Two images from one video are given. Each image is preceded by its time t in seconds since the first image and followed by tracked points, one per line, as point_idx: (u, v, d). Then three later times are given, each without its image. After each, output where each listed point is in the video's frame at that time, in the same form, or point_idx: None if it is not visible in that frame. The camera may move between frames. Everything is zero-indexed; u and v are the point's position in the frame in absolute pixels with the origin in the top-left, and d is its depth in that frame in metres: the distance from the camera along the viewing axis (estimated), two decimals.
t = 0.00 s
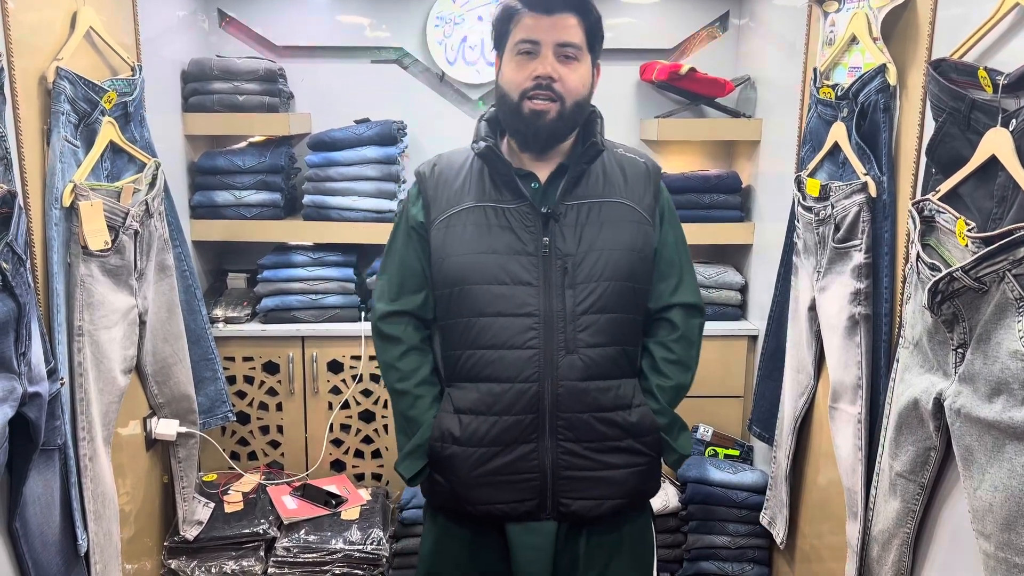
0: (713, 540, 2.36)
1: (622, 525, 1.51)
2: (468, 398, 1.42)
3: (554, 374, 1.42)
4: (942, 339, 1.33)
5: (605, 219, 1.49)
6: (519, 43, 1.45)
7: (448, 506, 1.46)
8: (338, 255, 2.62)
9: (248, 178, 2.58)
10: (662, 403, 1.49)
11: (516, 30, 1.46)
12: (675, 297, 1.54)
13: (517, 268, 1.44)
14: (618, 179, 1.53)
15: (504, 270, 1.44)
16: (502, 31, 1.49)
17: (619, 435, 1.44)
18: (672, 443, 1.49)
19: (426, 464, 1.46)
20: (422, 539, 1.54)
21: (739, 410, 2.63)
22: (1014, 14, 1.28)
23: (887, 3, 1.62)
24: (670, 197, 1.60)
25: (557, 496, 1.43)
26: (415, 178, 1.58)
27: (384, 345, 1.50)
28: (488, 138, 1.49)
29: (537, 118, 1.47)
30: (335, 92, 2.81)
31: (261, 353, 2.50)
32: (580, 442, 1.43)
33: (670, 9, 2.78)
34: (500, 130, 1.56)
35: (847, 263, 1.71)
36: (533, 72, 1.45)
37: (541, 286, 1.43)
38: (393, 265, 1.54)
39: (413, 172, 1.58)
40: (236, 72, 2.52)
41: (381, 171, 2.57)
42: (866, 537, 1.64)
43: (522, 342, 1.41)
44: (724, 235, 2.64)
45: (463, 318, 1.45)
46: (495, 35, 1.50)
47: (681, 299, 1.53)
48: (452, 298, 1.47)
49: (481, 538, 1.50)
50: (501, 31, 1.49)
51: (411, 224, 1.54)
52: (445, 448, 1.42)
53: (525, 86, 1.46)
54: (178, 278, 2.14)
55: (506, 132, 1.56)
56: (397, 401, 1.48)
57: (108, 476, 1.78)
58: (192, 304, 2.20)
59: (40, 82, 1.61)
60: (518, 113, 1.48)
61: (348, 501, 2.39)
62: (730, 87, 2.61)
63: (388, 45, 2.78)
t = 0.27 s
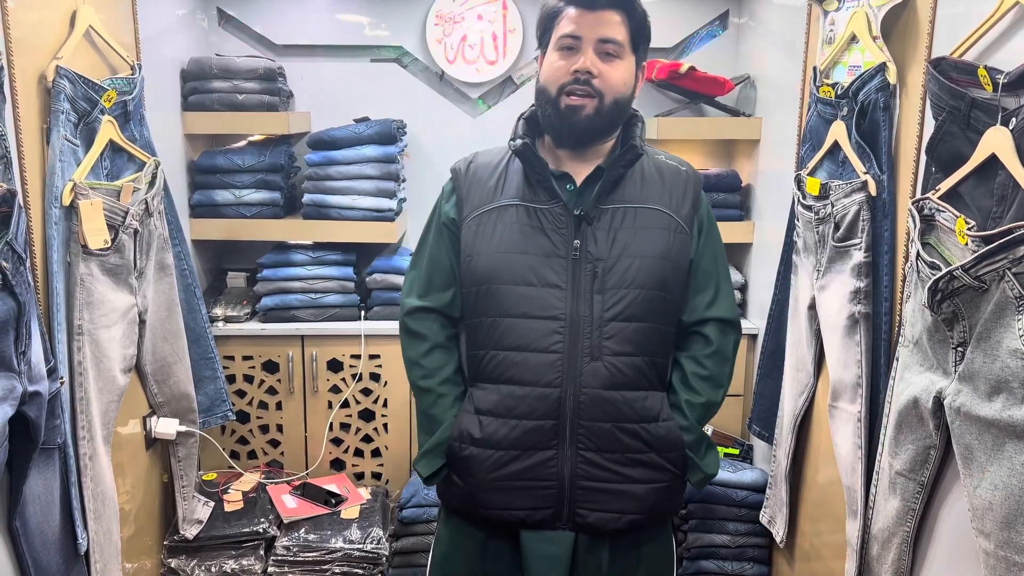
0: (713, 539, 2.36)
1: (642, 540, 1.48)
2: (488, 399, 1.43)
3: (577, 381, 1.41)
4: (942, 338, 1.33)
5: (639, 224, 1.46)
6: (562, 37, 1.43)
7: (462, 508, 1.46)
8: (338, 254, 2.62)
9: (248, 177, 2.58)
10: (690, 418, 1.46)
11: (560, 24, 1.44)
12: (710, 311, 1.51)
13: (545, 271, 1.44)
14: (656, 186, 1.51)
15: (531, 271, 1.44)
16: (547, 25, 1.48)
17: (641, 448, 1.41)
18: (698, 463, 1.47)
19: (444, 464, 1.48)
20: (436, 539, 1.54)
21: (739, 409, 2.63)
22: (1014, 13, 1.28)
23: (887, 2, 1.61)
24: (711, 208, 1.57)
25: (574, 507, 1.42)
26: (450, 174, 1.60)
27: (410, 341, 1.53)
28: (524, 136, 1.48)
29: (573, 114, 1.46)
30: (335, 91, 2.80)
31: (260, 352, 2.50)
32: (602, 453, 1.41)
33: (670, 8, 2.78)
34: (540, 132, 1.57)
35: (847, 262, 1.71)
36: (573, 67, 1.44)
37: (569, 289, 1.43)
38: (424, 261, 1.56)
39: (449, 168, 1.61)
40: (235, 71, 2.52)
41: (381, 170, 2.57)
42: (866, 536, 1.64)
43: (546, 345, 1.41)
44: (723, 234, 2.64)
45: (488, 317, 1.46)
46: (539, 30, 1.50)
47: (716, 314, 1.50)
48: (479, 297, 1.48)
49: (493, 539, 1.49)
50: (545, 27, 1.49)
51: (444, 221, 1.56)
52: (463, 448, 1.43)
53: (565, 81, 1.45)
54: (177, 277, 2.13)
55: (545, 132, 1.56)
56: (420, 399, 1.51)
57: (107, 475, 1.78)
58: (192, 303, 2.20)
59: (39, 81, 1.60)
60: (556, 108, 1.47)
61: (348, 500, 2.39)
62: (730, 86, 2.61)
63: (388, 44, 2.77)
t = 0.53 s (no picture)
0: (712, 539, 2.37)
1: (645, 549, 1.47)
2: (496, 398, 1.44)
3: (586, 387, 1.40)
4: (941, 337, 1.33)
5: (658, 231, 1.45)
6: (590, 36, 1.45)
7: (464, 505, 1.48)
8: (337, 255, 2.62)
9: (247, 177, 2.58)
10: (700, 430, 1.44)
11: (590, 25, 1.46)
12: (728, 322, 1.49)
13: (560, 274, 1.44)
14: (679, 194, 1.49)
15: (544, 273, 1.44)
16: (580, 27, 1.50)
17: (647, 458, 1.40)
18: (705, 475, 1.45)
19: (450, 458, 1.50)
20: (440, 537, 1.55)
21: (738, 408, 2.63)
22: (1013, 12, 1.28)
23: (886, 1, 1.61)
24: (736, 218, 1.55)
25: (576, 512, 1.42)
26: (473, 169, 1.61)
27: (424, 335, 1.54)
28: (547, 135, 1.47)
29: (596, 115, 1.45)
30: (334, 91, 2.80)
31: (259, 352, 2.50)
32: (607, 460, 1.40)
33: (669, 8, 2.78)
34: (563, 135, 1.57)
35: (846, 262, 1.71)
36: (599, 67, 1.44)
37: (583, 293, 1.42)
38: (443, 255, 1.58)
39: (472, 163, 1.62)
40: (235, 71, 2.52)
41: (379, 169, 2.57)
42: (865, 535, 1.64)
43: (556, 349, 1.41)
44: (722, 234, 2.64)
45: (500, 317, 1.46)
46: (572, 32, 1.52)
47: (734, 326, 1.49)
48: (492, 296, 1.48)
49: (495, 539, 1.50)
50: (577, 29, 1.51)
51: (464, 216, 1.57)
52: (469, 446, 1.44)
53: (590, 81, 1.45)
54: (176, 277, 2.13)
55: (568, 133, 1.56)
56: (430, 393, 1.52)
57: (106, 475, 1.78)
58: (191, 304, 2.20)
59: (37, 80, 1.60)
60: (579, 108, 1.47)
61: (347, 500, 2.39)
62: (729, 86, 2.61)
63: (387, 44, 2.77)
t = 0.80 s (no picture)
0: (712, 539, 2.37)
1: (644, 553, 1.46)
2: (497, 398, 1.45)
3: (585, 392, 1.40)
4: (940, 337, 1.33)
5: (664, 237, 1.45)
6: (596, 47, 1.45)
7: (464, 502, 1.49)
8: (336, 256, 2.62)
9: (246, 178, 2.58)
10: (702, 437, 1.43)
11: (597, 34, 1.45)
12: (734, 330, 1.48)
13: (563, 277, 1.44)
14: (685, 200, 1.48)
15: (547, 275, 1.44)
16: (587, 34, 1.49)
17: (646, 464, 1.40)
18: (705, 482, 1.44)
19: (451, 455, 1.51)
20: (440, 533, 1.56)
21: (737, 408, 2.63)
22: (1011, 12, 1.28)
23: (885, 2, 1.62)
24: (745, 224, 1.53)
25: (573, 514, 1.41)
26: (483, 167, 1.61)
27: (429, 331, 1.56)
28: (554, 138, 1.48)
29: (604, 127, 1.46)
30: (333, 92, 2.81)
31: (259, 353, 2.50)
32: (606, 464, 1.40)
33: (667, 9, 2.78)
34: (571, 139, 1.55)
35: (845, 262, 1.71)
36: (607, 79, 1.45)
37: (585, 297, 1.42)
38: (450, 252, 1.59)
39: (482, 161, 1.62)
40: (234, 72, 2.52)
41: (379, 170, 2.57)
42: (864, 535, 1.64)
43: (557, 352, 1.41)
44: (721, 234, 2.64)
45: (504, 317, 1.47)
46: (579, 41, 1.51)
47: (740, 333, 1.47)
48: (496, 296, 1.49)
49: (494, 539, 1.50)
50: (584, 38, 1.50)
51: (472, 215, 1.58)
52: (470, 444, 1.46)
53: (599, 93, 1.46)
54: (175, 278, 2.13)
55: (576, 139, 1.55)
56: (434, 390, 1.53)
57: (106, 477, 1.78)
58: (190, 305, 2.20)
59: (37, 82, 1.60)
60: (588, 120, 1.47)
61: (347, 501, 2.39)
62: (728, 86, 2.61)
63: (387, 45, 2.77)
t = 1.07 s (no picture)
0: (712, 539, 2.36)
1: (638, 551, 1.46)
2: (489, 397, 1.45)
3: (576, 390, 1.40)
4: (940, 337, 1.33)
5: (652, 236, 1.44)
6: (578, 49, 1.46)
7: (457, 503, 1.49)
8: (336, 257, 2.62)
9: (245, 179, 2.57)
10: (693, 434, 1.42)
11: (577, 37, 1.47)
12: (724, 328, 1.47)
13: (552, 276, 1.44)
14: (674, 198, 1.48)
15: (537, 275, 1.45)
16: (567, 38, 1.51)
17: (637, 462, 1.40)
18: (698, 480, 1.43)
19: (445, 455, 1.51)
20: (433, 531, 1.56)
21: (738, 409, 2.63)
22: (1010, 13, 1.28)
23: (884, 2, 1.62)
24: (736, 222, 1.53)
25: (565, 513, 1.42)
26: (474, 170, 1.63)
27: (423, 332, 1.57)
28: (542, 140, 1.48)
29: (593, 127, 1.46)
30: (332, 93, 2.80)
31: (258, 355, 2.50)
32: (597, 462, 1.40)
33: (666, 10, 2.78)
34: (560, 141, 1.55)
35: (844, 262, 1.71)
36: (591, 79, 1.46)
37: (574, 296, 1.42)
38: (443, 254, 1.60)
39: (473, 164, 1.64)
40: (233, 74, 2.52)
41: (378, 171, 2.57)
42: (864, 535, 1.64)
43: (547, 351, 1.41)
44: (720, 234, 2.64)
45: (495, 317, 1.48)
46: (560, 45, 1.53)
47: (731, 331, 1.47)
48: (487, 296, 1.50)
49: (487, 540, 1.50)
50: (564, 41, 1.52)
51: (464, 217, 1.59)
52: (462, 443, 1.46)
53: (584, 94, 1.47)
54: (175, 280, 2.13)
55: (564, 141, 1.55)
56: (427, 391, 1.54)
57: (105, 478, 1.78)
58: (189, 306, 2.20)
59: (36, 84, 1.60)
60: (576, 121, 1.48)
61: (347, 502, 2.39)
62: (728, 87, 2.61)
63: (386, 46, 2.78)
